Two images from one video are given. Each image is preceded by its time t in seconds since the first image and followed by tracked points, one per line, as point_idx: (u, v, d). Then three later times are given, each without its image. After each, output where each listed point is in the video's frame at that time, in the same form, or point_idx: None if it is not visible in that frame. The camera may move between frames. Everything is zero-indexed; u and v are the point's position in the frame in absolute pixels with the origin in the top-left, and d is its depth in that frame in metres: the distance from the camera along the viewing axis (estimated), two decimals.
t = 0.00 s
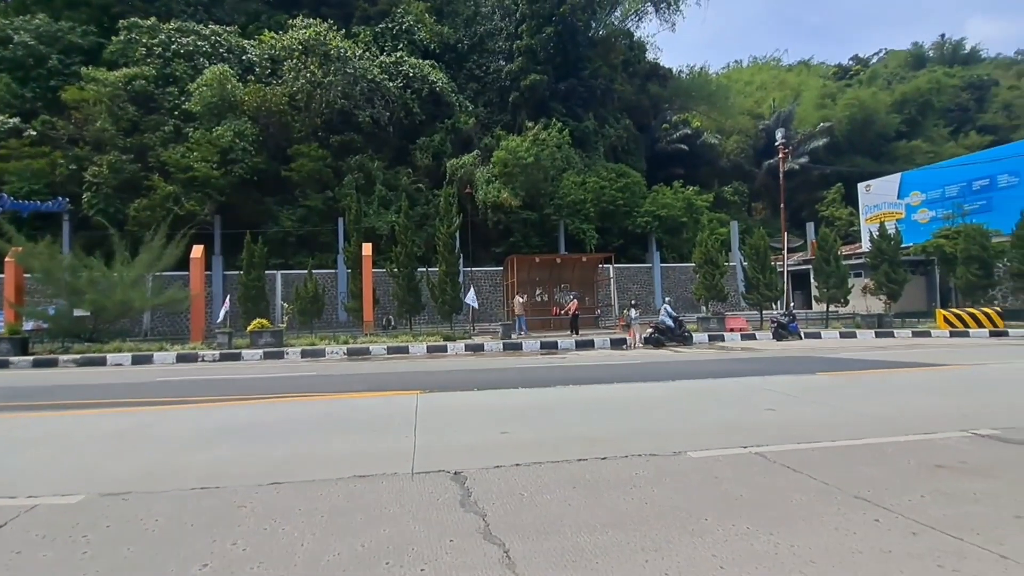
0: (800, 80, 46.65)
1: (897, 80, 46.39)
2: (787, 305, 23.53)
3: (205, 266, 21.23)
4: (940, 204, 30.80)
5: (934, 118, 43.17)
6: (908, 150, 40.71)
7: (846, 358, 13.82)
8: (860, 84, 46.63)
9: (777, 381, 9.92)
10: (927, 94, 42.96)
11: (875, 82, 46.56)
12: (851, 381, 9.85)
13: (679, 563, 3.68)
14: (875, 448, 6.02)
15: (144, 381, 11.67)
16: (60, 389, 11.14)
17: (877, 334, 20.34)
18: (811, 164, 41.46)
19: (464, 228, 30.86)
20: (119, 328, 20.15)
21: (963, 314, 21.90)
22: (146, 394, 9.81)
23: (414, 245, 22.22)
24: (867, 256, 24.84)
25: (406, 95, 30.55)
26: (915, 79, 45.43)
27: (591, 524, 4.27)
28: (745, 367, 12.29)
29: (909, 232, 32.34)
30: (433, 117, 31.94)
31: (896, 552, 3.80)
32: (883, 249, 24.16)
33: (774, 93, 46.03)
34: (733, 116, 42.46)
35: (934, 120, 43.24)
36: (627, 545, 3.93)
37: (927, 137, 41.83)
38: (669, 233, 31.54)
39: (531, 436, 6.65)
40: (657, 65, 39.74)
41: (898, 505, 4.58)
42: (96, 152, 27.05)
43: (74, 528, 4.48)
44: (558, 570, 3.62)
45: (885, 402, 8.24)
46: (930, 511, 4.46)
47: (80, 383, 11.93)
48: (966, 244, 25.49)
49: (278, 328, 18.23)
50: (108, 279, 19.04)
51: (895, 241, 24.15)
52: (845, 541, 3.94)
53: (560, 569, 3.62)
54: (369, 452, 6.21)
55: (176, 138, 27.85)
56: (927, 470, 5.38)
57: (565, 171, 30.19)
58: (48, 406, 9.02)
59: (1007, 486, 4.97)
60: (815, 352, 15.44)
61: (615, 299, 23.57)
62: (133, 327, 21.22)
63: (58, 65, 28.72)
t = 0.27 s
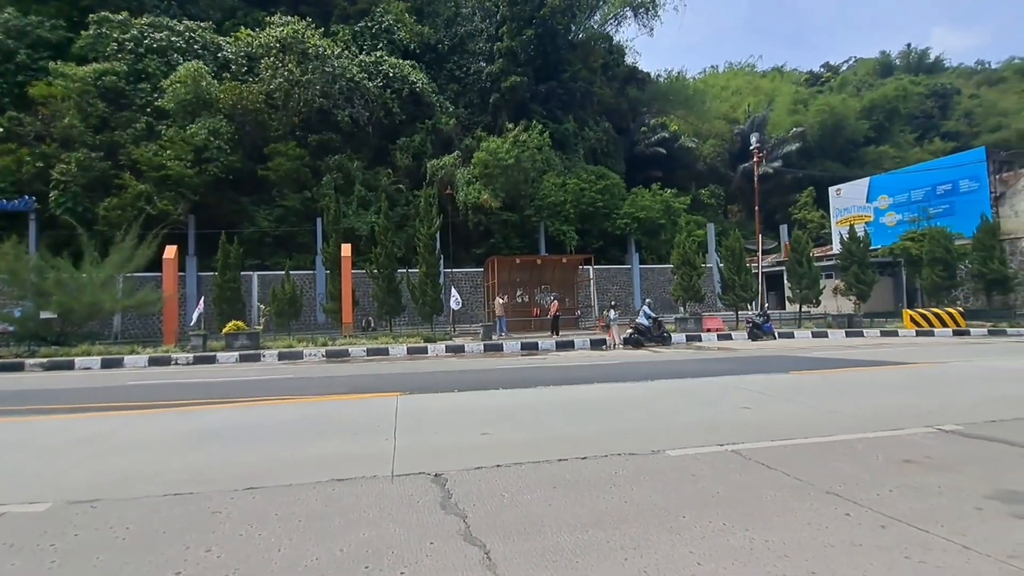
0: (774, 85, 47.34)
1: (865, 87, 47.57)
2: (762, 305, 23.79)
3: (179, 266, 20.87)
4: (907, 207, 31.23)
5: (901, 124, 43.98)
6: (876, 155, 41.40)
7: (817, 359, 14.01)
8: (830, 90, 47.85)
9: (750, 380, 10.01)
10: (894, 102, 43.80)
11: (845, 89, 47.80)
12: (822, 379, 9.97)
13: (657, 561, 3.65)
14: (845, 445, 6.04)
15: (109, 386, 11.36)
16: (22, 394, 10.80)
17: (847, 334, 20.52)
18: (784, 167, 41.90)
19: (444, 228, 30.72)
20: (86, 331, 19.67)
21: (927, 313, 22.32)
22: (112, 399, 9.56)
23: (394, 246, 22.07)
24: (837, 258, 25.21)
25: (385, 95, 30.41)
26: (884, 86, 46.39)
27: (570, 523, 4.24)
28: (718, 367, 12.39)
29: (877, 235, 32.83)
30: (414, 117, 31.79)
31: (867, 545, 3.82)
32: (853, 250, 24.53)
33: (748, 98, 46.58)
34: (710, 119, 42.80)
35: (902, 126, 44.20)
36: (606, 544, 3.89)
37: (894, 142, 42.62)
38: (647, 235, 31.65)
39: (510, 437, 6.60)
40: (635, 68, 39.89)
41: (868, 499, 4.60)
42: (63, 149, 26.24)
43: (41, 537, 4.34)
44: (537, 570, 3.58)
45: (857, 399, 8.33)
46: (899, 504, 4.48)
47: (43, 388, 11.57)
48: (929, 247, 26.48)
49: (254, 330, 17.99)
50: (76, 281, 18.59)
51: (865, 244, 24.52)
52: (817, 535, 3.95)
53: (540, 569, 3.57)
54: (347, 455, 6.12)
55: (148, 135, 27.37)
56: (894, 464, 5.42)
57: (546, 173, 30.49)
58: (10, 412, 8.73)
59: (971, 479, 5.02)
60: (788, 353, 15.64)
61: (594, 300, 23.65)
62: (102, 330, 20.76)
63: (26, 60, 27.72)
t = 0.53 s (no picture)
0: (760, 88, 47.67)
1: (849, 90, 47.99)
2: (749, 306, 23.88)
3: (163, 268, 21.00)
4: (890, 209, 31.47)
5: (884, 127, 44.40)
6: (860, 158, 41.75)
7: (802, 359, 14.10)
8: (816, 93, 48.33)
9: (738, 380, 10.04)
10: (878, 105, 44.19)
11: (830, 92, 48.21)
12: (809, 378, 10.00)
13: (647, 560, 3.63)
14: (831, 444, 6.06)
15: (92, 389, 11.18)
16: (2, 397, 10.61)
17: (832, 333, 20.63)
18: (770, 169, 42.10)
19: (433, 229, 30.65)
20: (69, 333, 19.42)
21: (911, 313, 22.52)
22: (94, 402, 9.42)
23: (383, 246, 21.97)
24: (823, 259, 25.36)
25: (374, 95, 30.33)
26: (867, 90, 46.88)
27: (558, 524, 4.21)
28: (704, 366, 12.44)
29: (862, 236, 33.05)
30: (404, 117, 31.78)
31: (853, 542, 3.82)
32: (838, 251, 24.66)
33: (735, 101, 46.87)
34: (698, 121, 43.01)
35: (886, 129, 44.68)
36: (595, 544, 3.86)
37: (878, 145, 43.01)
38: (636, 236, 31.70)
39: (499, 438, 6.56)
40: (624, 70, 39.97)
41: (853, 497, 4.61)
42: (46, 147, 25.83)
43: (22, 542, 4.26)
44: (527, 571, 3.55)
45: (843, 398, 8.35)
46: (883, 502, 4.49)
47: (24, 391, 11.37)
48: (912, 248, 26.80)
49: (241, 331, 17.84)
50: (58, 282, 18.35)
51: (849, 245, 24.67)
52: (804, 534, 3.94)
53: (529, 570, 3.55)
54: (335, 457, 6.07)
55: (133, 134, 27.13)
56: (879, 462, 5.43)
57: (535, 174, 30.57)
58: None
59: (953, 476, 5.04)
60: (775, 353, 15.72)
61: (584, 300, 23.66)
62: (85, 331, 20.50)
63: (9, 58, 27.35)
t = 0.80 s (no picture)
0: (759, 89, 47.74)
1: (848, 91, 48.03)
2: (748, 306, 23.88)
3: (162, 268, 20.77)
4: (887, 210, 31.51)
5: (881, 129, 44.45)
6: (858, 159, 41.78)
7: (800, 360, 14.14)
8: (815, 94, 48.37)
9: (737, 379, 10.07)
10: (876, 106, 44.22)
11: (829, 93, 48.25)
12: (808, 379, 10.00)
13: (647, 560, 3.62)
14: (829, 444, 6.05)
15: (90, 390, 11.15)
16: None
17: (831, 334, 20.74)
18: (768, 170, 42.13)
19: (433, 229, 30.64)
20: (66, 333, 19.39)
21: (910, 313, 22.58)
22: (92, 402, 9.41)
23: (383, 247, 21.95)
24: (822, 260, 25.37)
25: (373, 95, 30.32)
26: (865, 91, 46.98)
27: (558, 524, 4.20)
28: (703, 366, 12.46)
29: (860, 237, 33.11)
30: (403, 117, 31.85)
31: (851, 542, 3.81)
32: (836, 252, 24.69)
33: (734, 102, 46.97)
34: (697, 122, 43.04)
35: (884, 130, 44.79)
36: (595, 545, 3.85)
37: (875, 146, 43.08)
38: (635, 236, 31.71)
39: (499, 438, 6.56)
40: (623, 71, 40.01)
41: (851, 497, 4.60)
42: (43, 147, 25.73)
43: (18, 544, 4.25)
44: (526, 571, 3.54)
45: (843, 398, 8.36)
46: (880, 502, 4.48)
47: (22, 392, 11.34)
48: (910, 248, 26.76)
49: (240, 331, 17.83)
50: (55, 282, 18.32)
51: (847, 245, 24.67)
52: (803, 534, 3.93)
53: (529, 570, 3.54)
54: (334, 457, 6.07)
55: (131, 134, 27.12)
56: (877, 462, 5.42)
57: (534, 174, 30.59)
58: None
59: (951, 476, 5.03)
60: (773, 353, 15.75)
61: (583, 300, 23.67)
62: (81, 332, 20.47)
63: (6, 58, 27.27)
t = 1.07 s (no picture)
0: (758, 90, 47.75)
1: (847, 92, 48.02)
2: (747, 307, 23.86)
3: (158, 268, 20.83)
4: (887, 210, 31.51)
5: (880, 129, 44.44)
6: (857, 159, 41.77)
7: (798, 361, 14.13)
8: (814, 95, 48.40)
9: (735, 379, 10.05)
10: (875, 107, 44.20)
11: (828, 94, 48.18)
12: (807, 379, 9.99)
13: (646, 560, 3.60)
14: (829, 444, 6.03)
15: (87, 390, 11.12)
16: None
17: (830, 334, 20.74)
18: (768, 171, 42.11)
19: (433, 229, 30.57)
20: (63, 333, 19.37)
21: (909, 314, 22.58)
22: (89, 403, 9.38)
23: (382, 247, 21.92)
24: (822, 260, 25.35)
25: (373, 95, 30.32)
26: (864, 92, 46.98)
27: (558, 524, 4.19)
28: (702, 367, 12.44)
29: (859, 238, 33.09)
30: (403, 117, 31.90)
31: (851, 542, 3.79)
32: (835, 253, 24.67)
33: (733, 102, 46.97)
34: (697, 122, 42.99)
35: (883, 131, 44.84)
36: (595, 544, 3.84)
37: (875, 147, 43.09)
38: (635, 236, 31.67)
39: (499, 438, 6.54)
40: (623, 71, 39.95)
41: (851, 497, 4.58)
42: (39, 146, 25.62)
43: (15, 545, 4.23)
44: (527, 571, 3.52)
45: (842, 398, 8.35)
46: (880, 502, 4.46)
47: (18, 392, 11.28)
48: (909, 249, 26.73)
49: (238, 332, 17.80)
50: (52, 282, 18.30)
51: (847, 246, 24.65)
52: (802, 534, 3.91)
53: (528, 570, 3.53)
54: (332, 457, 6.05)
55: (129, 133, 27.12)
56: (877, 462, 5.40)
57: (533, 174, 30.57)
58: None
59: (950, 476, 5.01)
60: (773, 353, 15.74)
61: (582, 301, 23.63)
62: (79, 332, 20.45)
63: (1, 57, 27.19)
